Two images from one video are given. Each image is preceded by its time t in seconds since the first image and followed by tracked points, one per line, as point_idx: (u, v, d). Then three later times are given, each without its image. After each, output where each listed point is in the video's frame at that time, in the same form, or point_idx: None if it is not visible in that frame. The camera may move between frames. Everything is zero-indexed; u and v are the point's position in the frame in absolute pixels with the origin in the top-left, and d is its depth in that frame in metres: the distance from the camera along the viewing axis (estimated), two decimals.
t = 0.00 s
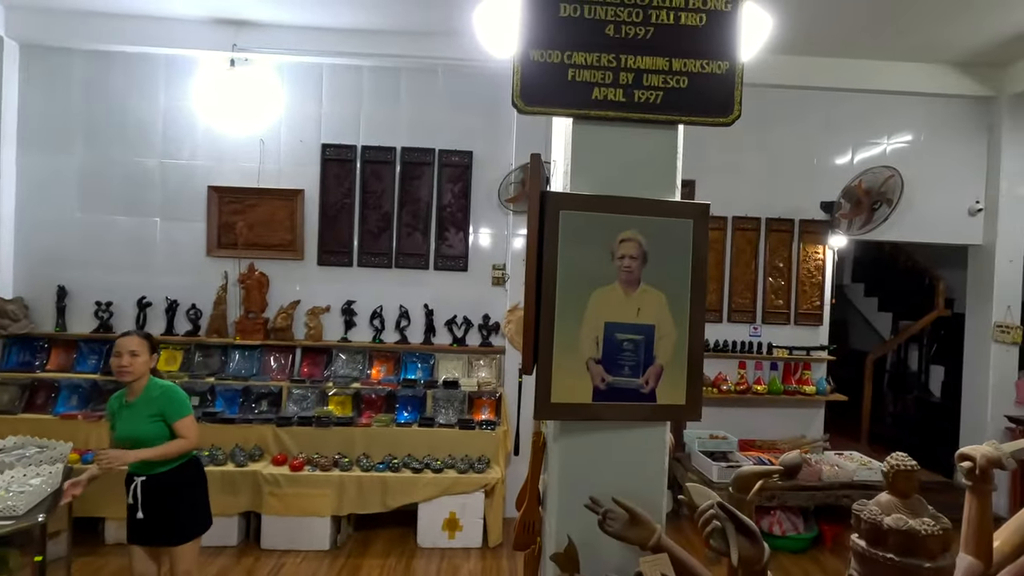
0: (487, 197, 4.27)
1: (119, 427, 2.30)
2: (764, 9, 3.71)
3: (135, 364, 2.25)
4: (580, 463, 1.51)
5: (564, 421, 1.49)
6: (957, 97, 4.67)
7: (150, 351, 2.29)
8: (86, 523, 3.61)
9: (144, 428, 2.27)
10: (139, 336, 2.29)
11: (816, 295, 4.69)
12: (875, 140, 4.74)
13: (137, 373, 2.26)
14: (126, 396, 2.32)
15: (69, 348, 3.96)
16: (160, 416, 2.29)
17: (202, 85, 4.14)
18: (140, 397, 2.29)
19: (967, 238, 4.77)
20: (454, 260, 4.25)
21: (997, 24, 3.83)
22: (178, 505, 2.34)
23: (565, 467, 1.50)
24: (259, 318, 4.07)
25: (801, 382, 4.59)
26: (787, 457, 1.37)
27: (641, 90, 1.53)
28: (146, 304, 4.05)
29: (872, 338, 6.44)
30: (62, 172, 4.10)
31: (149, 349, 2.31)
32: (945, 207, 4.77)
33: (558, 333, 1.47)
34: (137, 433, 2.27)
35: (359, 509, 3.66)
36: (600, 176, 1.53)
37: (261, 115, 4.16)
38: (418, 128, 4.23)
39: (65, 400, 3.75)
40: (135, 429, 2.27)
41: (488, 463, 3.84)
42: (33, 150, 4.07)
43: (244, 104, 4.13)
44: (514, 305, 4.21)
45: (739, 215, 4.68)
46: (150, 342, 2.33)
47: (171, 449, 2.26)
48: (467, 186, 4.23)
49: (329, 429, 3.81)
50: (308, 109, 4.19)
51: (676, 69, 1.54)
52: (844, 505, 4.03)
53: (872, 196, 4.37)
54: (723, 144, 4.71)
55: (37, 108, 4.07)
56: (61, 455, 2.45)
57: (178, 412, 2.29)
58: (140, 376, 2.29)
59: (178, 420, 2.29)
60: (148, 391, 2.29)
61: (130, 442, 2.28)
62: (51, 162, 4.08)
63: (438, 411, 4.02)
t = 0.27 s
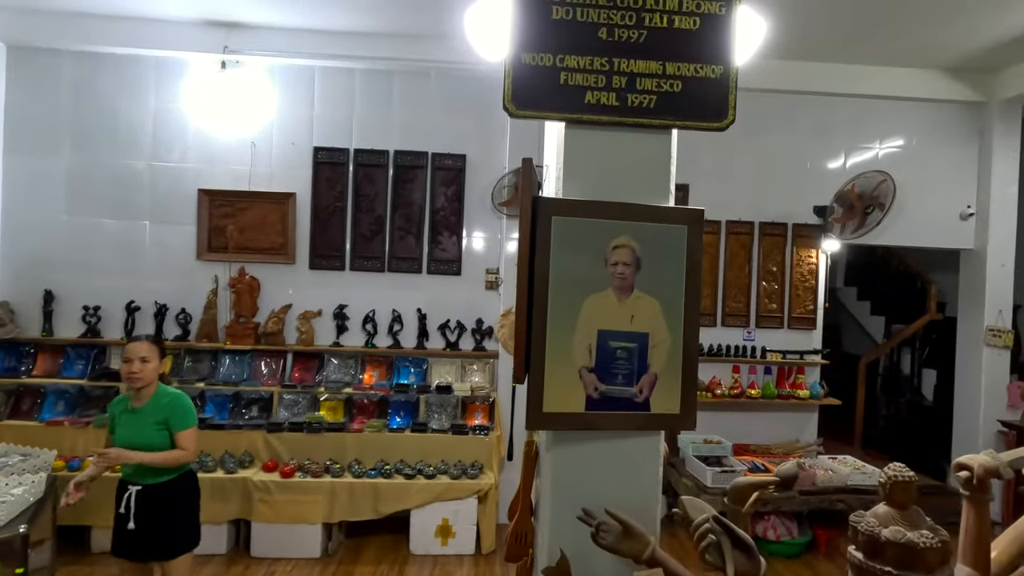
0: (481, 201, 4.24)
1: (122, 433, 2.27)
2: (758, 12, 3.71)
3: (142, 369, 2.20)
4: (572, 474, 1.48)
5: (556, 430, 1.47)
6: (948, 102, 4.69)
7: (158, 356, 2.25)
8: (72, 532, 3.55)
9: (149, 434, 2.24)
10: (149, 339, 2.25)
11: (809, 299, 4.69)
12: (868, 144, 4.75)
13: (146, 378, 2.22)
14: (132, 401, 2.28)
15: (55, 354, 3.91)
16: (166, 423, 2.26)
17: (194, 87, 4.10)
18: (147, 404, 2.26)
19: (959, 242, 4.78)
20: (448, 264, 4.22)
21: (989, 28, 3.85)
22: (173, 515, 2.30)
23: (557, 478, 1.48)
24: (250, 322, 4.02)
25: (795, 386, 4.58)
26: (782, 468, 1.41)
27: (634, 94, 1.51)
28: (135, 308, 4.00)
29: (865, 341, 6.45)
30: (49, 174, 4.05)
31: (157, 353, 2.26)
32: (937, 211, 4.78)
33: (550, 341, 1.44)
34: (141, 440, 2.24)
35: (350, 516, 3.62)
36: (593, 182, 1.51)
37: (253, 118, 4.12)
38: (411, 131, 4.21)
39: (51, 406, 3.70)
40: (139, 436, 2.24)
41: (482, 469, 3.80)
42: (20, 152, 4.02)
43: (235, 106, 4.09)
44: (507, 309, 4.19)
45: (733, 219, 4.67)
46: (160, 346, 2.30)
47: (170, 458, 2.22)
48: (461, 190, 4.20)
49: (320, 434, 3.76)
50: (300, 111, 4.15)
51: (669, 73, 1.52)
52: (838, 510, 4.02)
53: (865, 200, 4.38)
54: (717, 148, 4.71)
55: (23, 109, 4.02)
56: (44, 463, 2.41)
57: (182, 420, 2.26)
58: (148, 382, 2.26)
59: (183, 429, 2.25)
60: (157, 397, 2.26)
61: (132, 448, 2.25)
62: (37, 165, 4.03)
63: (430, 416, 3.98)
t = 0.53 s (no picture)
0: (476, 204, 4.24)
1: (130, 438, 2.23)
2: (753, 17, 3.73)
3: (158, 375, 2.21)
4: (569, 481, 1.47)
5: (552, 436, 1.46)
6: (941, 107, 4.73)
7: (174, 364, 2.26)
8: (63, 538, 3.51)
9: (158, 442, 2.21)
10: (165, 345, 2.26)
11: (803, 302, 4.71)
12: (862, 149, 4.77)
13: (162, 384, 2.22)
14: (143, 407, 2.26)
15: (47, 358, 3.86)
16: (177, 432, 2.24)
17: (189, 90, 4.08)
18: (160, 411, 2.23)
19: (952, 246, 4.81)
20: (443, 268, 4.21)
21: (981, 34, 3.88)
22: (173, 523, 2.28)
23: (553, 485, 1.47)
24: (244, 326, 4.00)
25: (790, 390, 4.59)
26: (780, 475, 1.39)
27: (631, 99, 1.51)
28: (128, 311, 3.97)
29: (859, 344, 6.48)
30: (41, 177, 4.02)
31: (172, 361, 2.26)
32: (930, 216, 4.81)
33: (547, 347, 1.43)
34: (150, 447, 2.21)
35: (345, 521, 3.59)
36: (589, 187, 1.51)
37: (247, 121, 4.10)
38: (406, 135, 4.20)
39: (42, 410, 3.66)
40: (148, 443, 2.21)
41: (477, 473, 3.79)
42: (12, 155, 3.99)
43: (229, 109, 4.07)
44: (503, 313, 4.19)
45: (728, 223, 4.68)
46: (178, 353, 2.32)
47: (175, 470, 2.20)
48: (456, 193, 4.20)
49: (315, 439, 3.74)
50: (295, 115, 4.14)
51: (666, 79, 1.52)
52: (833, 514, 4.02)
53: (859, 204, 4.40)
54: (711, 152, 4.72)
55: (15, 111, 3.99)
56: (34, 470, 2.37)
57: (194, 431, 2.24)
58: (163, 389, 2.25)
59: (195, 439, 2.24)
60: (173, 405, 2.24)
61: (139, 455, 2.22)
62: (30, 167, 3.99)
63: (426, 420, 3.97)
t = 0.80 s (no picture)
0: (473, 208, 4.24)
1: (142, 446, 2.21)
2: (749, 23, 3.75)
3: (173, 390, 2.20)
4: (567, 487, 1.47)
5: (550, 442, 1.46)
6: (933, 112, 4.77)
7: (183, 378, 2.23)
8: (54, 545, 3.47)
9: (173, 450, 2.20)
10: (174, 362, 2.21)
11: (798, 306, 4.72)
12: (855, 153, 4.80)
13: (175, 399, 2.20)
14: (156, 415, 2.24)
15: (39, 362, 3.84)
16: (192, 441, 2.24)
17: (184, 94, 4.07)
18: (176, 419, 2.24)
19: (945, 251, 4.84)
20: (439, 272, 4.21)
21: (973, 41, 3.92)
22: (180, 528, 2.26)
23: (551, 491, 1.47)
24: (239, 330, 3.99)
25: (785, 393, 4.60)
26: (776, 481, 1.42)
27: (628, 107, 1.51)
28: (122, 315, 3.94)
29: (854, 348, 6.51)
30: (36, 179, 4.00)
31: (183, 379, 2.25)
32: (923, 220, 4.84)
33: (544, 354, 1.43)
34: (163, 456, 2.19)
35: (341, 526, 3.58)
36: (587, 194, 1.52)
37: (243, 124, 4.09)
38: (402, 138, 4.20)
39: (34, 415, 3.63)
40: (161, 451, 2.19)
41: (473, 478, 3.78)
42: (5, 157, 3.96)
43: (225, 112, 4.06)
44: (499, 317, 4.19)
45: (724, 227, 4.70)
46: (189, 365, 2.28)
47: (189, 478, 2.19)
48: (453, 197, 4.20)
49: (310, 444, 3.72)
50: (291, 118, 4.13)
51: (663, 87, 1.52)
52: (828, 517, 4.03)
53: (853, 208, 4.42)
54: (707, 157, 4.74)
55: (9, 113, 3.97)
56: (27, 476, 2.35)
57: (208, 440, 2.25)
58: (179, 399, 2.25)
59: (210, 449, 2.25)
60: (189, 414, 2.25)
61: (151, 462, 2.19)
62: (23, 170, 3.97)
63: (422, 424, 3.96)
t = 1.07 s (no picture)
0: (470, 212, 4.26)
1: (150, 457, 2.15)
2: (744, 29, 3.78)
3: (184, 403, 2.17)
4: (567, 490, 1.49)
5: (551, 446, 1.47)
6: (924, 117, 4.82)
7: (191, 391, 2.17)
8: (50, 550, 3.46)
9: (183, 461, 2.17)
10: (181, 377, 2.14)
11: (793, 309, 4.76)
12: (849, 157, 4.85)
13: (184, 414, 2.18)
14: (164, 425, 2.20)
15: (36, 366, 3.83)
16: (202, 452, 2.22)
17: (182, 98, 4.07)
18: (185, 429, 2.20)
19: (937, 254, 4.89)
20: (437, 275, 4.22)
21: (965, 47, 3.97)
22: (185, 537, 2.20)
23: (552, 495, 1.48)
24: (236, 333, 3.98)
25: (780, 396, 4.63)
26: (772, 484, 1.44)
27: (627, 117, 1.53)
28: (119, 319, 3.94)
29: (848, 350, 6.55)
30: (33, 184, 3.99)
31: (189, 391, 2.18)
32: (916, 224, 4.89)
33: (545, 359, 1.45)
34: (172, 467, 2.15)
35: (338, 529, 3.58)
36: (586, 202, 1.54)
37: (241, 128, 4.10)
38: (400, 142, 4.21)
39: (30, 420, 3.62)
40: (171, 462, 2.15)
41: (471, 481, 3.79)
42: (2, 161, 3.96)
43: (223, 116, 4.06)
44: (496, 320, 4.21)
45: (719, 231, 4.73)
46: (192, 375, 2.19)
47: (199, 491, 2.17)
48: (450, 201, 4.21)
49: (308, 447, 3.73)
50: (289, 122, 4.14)
51: (661, 97, 1.54)
52: (823, 518, 4.06)
53: (846, 212, 4.45)
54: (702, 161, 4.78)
55: (5, 117, 3.97)
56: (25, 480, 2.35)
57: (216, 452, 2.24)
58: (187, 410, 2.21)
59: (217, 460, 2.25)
60: (198, 425, 2.22)
61: (160, 472, 2.14)
62: (20, 174, 3.96)
63: (419, 427, 3.97)
